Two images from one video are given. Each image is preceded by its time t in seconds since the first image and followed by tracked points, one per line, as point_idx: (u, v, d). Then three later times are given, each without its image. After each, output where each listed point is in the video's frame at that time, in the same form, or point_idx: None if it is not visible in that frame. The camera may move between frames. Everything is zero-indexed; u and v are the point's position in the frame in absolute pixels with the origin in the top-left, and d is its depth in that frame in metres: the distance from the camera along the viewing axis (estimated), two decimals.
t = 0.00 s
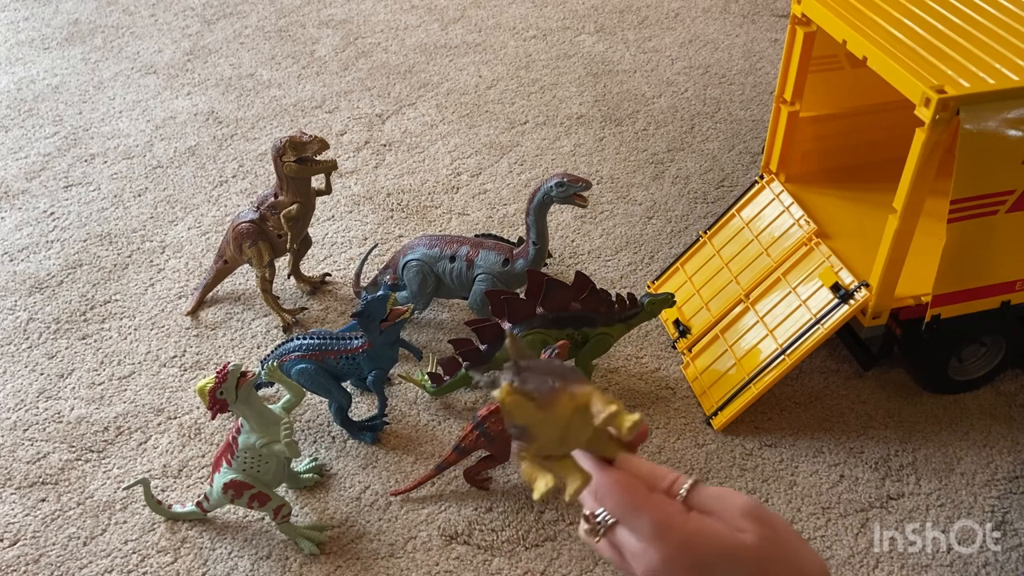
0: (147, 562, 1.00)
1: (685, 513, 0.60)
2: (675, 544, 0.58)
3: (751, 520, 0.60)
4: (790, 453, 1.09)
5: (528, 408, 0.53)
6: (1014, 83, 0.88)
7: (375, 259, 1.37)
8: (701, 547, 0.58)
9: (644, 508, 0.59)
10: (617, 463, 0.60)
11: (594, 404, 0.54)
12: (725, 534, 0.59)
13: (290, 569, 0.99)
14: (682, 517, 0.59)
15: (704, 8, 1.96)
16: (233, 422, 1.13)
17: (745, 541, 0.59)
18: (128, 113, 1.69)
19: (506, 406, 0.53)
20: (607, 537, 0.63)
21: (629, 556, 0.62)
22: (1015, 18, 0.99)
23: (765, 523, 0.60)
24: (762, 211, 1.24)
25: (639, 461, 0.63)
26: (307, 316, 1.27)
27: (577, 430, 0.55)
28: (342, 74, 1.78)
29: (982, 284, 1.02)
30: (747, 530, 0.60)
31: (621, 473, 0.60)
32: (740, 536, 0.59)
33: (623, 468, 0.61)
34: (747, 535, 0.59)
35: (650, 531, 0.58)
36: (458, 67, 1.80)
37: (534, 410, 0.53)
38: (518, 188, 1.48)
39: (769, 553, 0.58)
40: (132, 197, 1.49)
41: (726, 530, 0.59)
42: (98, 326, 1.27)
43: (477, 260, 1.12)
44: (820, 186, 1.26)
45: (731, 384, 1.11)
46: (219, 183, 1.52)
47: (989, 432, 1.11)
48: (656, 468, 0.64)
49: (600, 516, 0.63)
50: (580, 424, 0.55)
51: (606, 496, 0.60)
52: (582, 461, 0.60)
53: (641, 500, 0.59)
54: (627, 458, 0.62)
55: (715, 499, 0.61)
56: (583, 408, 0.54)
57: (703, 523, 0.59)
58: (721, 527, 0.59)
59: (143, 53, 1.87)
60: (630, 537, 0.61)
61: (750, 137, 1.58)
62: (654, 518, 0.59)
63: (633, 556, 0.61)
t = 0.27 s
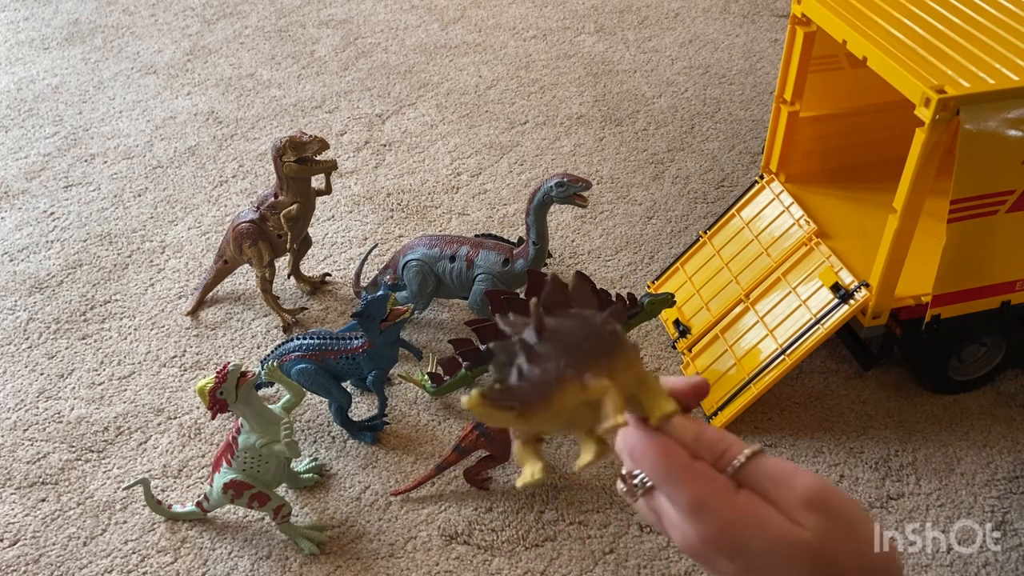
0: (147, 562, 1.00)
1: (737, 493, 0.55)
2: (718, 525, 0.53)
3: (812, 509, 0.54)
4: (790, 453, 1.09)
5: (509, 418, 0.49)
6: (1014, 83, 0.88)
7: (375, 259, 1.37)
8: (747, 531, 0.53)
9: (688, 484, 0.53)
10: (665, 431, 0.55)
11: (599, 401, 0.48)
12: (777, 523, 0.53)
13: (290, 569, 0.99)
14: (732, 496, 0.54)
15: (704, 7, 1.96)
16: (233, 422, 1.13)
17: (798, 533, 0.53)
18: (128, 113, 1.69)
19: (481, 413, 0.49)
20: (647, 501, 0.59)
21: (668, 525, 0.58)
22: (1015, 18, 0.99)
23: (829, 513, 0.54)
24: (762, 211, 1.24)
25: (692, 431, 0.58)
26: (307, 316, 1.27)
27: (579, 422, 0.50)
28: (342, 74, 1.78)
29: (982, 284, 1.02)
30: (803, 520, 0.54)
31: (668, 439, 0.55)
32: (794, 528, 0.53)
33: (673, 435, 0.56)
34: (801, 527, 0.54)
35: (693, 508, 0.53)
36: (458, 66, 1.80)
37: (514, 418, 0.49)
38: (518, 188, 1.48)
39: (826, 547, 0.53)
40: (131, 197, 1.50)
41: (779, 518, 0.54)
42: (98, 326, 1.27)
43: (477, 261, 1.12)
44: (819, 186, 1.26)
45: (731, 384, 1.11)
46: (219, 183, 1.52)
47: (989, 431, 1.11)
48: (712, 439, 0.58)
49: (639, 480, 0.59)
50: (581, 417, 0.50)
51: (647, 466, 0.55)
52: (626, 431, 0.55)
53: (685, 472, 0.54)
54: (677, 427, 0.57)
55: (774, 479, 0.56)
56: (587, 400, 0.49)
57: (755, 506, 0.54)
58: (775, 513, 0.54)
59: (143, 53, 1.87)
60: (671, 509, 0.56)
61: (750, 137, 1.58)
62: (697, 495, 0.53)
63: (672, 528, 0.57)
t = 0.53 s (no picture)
0: (147, 563, 1.00)
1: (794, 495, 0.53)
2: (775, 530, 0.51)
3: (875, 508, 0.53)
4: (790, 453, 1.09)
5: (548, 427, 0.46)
6: (1014, 83, 0.88)
7: (375, 259, 1.37)
8: (805, 536, 0.51)
9: (744, 484, 0.51)
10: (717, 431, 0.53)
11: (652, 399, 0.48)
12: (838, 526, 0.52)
13: (290, 569, 0.99)
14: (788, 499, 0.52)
15: (704, 8, 1.95)
16: (233, 422, 1.13)
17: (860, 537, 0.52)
18: (127, 113, 1.69)
19: (517, 427, 0.46)
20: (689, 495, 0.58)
21: (716, 524, 0.56)
22: (1015, 18, 0.99)
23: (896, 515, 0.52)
24: (762, 211, 1.24)
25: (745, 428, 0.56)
26: (307, 316, 1.27)
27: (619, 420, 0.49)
28: (342, 74, 1.78)
29: (982, 284, 1.01)
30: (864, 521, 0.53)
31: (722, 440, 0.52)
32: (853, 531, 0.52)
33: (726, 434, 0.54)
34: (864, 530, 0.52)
35: (748, 511, 0.51)
36: (458, 66, 1.80)
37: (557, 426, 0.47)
38: (518, 188, 1.48)
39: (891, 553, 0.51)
40: (131, 197, 1.49)
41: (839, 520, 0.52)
42: (98, 326, 1.27)
43: (477, 261, 1.12)
44: (819, 186, 1.26)
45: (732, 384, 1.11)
46: (218, 183, 1.52)
47: (989, 432, 1.11)
48: (766, 434, 0.57)
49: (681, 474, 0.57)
50: (627, 414, 0.49)
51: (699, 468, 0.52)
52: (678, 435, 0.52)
53: (740, 472, 0.52)
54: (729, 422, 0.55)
55: (834, 479, 0.54)
56: (635, 395, 0.48)
57: (815, 509, 0.52)
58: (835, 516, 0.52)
59: (143, 53, 1.87)
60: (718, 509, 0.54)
61: (750, 137, 1.58)
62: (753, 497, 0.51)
63: (719, 527, 0.55)
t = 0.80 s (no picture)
0: (146, 563, 1.00)
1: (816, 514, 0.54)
2: (796, 550, 0.52)
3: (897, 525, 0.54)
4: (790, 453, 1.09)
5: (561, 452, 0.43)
6: (1015, 83, 0.88)
7: (375, 259, 1.37)
8: (828, 555, 0.52)
9: (766, 504, 0.53)
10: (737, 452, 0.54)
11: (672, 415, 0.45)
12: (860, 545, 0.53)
13: (290, 569, 0.99)
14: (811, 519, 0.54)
15: (704, 7, 1.95)
16: (233, 422, 1.13)
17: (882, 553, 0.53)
18: (127, 113, 1.69)
19: (528, 454, 0.43)
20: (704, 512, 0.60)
21: (736, 543, 0.57)
22: (1015, 18, 0.99)
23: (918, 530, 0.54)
24: (762, 211, 1.24)
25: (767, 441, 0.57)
26: (307, 316, 1.27)
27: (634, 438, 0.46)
28: (342, 74, 1.78)
29: (982, 284, 1.01)
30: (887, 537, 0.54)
31: (744, 461, 0.54)
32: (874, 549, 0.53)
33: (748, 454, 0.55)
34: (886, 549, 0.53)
35: (767, 533, 0.53)
36: (458, 66, 1.80)
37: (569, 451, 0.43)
38: (518, 188, 1.48)
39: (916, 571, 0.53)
40: (131, 196, 1.49)
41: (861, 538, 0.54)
42: (98, 326, 1.27)
43: (477, 261, 1.12)
44: (820, 186, 1.26)
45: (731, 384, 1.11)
46: (218, 182, 1.52)
47: (989, 432, 1.11)
48: (786, 450, 0.58)
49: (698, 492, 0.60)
50: (644, 431, 0.46)
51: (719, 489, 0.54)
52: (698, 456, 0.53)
53: (760, 491, 0.53)
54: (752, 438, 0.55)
55: (856, 495, 0.56)
56: (653, 411, 0.45)
57: (837, 527, 0.54)
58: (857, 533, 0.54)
59: (143, 52, 1.87)
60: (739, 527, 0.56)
61: (750, 137, 1.58)
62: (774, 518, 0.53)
63: (740, 547, 0.57)
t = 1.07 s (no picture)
0: (146, 563, 1.00)
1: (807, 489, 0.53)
2: (784, 528, 0.51)
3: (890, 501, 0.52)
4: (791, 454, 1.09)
5: (542, 416, 0.41)
6: (1015, 83, 0.87)
7: (375, 259, 1.37)
8: (817, 532, 0.51)
9: (756, 478, 0.51)
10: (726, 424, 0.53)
11: (662, 379, 0.44)
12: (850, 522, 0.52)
13: (290, 569, 0.99)
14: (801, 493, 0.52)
15: (703, 7, 1.95)
16: (233, 422, 1.13)
17: (871, 530, 0.52)
18: (127, 113, 1.69)
19: (508, 417, 0.41)
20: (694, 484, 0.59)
21: (723, 519, 0.56)
22: (1015, 18, 0.99)
23: (912, 507, 0.52)
24: (762, 211, 1.24)
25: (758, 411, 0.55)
26: (307, 316, 1.27)
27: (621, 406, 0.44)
28: (341, 74, 1.78)
29: (982, 283, 1.01)
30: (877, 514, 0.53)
31: (733, 433, 0.52)
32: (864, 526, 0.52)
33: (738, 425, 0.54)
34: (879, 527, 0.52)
35: (756, 509, 0.51)
36: (458, 66, 1.80)
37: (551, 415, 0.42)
38: (518, 188, 1.48)
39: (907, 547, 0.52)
40: (131, 196, 1.49)
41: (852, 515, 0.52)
42: (98, 326, 1.26)
43: (477, 261, 1.11)
44: (820, 186, 1.26)
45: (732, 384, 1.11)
46: (218, 182, 1.52)
47: (990, 432, 1.10)
48: (778, 420, 0.57)
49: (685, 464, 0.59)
50: (630, 399, 0.45)
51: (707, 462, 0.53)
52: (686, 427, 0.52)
53: (749, 465, 0.52)
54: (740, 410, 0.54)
55: (848, 469, 0.54)
56: (638, 377, 0.43)
57: (829, 503, 0.52)
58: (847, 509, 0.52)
59: (143, 52, 1.87)
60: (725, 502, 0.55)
61: (751, 138, 1.58)
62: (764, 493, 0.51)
63: (727, 523, 0.56)
